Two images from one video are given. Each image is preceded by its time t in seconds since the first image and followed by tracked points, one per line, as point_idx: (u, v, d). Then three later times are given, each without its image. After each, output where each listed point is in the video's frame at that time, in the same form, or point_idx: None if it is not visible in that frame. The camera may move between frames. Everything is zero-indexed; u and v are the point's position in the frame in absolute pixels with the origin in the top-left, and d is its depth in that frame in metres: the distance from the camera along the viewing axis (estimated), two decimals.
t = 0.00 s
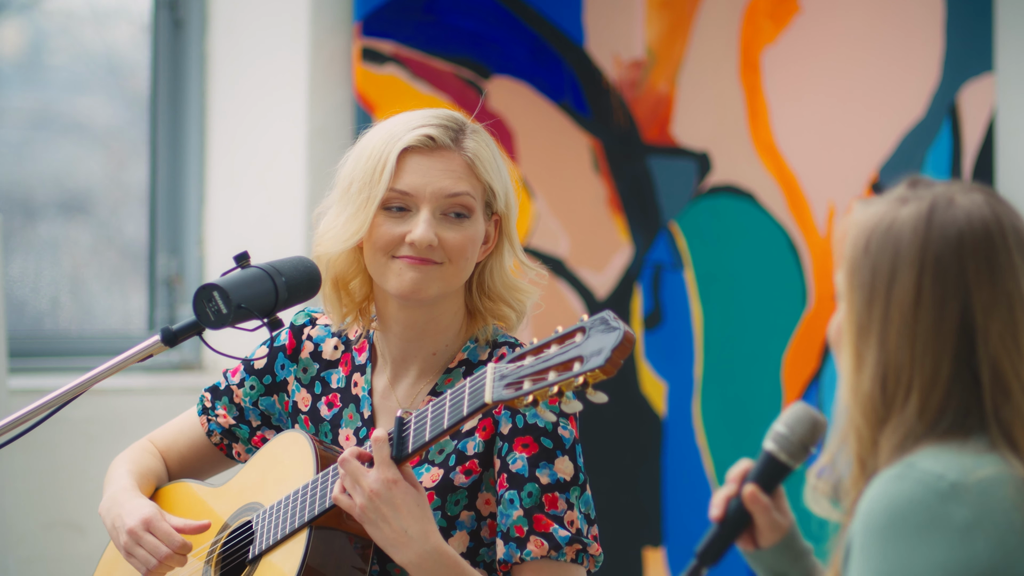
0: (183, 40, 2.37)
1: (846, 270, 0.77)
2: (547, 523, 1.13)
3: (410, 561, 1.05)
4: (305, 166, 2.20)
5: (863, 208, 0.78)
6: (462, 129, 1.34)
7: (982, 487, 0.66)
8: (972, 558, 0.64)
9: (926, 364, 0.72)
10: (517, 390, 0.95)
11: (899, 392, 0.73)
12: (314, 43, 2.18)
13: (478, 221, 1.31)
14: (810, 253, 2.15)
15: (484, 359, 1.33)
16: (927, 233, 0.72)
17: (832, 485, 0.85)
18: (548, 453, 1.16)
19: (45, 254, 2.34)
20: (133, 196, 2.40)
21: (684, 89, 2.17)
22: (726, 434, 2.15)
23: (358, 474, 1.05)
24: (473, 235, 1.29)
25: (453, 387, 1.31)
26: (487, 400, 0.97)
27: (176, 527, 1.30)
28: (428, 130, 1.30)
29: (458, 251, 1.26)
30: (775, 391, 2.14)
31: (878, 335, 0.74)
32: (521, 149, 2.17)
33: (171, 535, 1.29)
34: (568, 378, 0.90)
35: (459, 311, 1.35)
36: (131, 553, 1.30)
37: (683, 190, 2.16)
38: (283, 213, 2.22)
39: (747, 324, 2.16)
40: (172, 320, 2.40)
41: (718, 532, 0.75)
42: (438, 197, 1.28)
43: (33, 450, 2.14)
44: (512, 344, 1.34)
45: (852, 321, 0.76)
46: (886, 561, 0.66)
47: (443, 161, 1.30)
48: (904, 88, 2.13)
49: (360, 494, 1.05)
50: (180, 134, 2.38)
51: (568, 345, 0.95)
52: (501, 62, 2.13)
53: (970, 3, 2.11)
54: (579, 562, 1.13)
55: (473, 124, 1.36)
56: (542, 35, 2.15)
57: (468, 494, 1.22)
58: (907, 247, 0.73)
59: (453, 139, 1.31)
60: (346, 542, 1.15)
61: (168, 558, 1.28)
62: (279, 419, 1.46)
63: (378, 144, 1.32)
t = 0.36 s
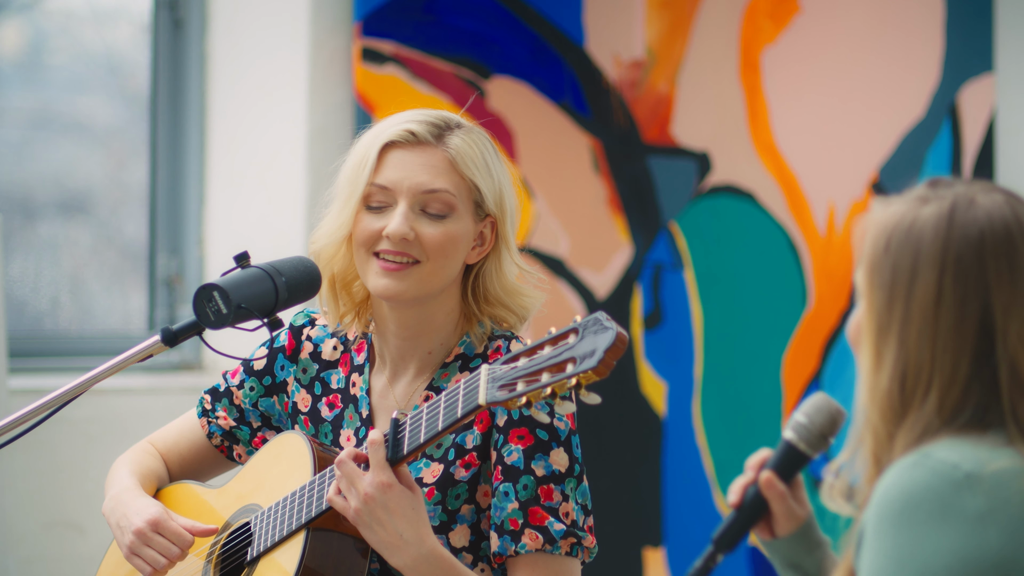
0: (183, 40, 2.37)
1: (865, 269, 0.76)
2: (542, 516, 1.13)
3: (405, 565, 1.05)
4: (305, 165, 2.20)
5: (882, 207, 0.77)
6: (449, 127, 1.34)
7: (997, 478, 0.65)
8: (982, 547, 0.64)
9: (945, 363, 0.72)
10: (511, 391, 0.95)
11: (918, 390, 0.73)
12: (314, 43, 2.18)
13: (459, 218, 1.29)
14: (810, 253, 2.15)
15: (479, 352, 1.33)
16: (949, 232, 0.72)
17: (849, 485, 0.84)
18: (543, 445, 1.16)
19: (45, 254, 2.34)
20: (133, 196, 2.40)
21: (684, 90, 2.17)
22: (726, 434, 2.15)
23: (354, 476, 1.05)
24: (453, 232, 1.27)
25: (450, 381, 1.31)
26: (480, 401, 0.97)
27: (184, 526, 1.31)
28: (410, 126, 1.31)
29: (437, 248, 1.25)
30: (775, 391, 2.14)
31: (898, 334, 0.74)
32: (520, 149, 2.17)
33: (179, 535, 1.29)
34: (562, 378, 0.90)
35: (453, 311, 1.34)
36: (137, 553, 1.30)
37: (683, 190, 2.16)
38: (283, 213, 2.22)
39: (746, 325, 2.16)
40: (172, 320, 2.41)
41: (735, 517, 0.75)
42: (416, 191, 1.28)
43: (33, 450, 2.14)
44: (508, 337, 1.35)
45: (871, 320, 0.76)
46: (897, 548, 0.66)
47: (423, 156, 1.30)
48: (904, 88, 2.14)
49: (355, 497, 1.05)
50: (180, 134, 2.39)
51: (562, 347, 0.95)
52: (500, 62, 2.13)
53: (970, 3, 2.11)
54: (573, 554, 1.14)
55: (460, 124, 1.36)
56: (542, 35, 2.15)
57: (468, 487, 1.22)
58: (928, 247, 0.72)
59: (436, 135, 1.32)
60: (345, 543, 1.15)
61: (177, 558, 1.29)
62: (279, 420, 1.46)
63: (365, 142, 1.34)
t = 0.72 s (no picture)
0: (183, 40, 2.37)
1: (899, 258, 0.74)
2: (544, 503, 1.14)
3: (408, 564, 1.05)
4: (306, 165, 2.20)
5: (897, 207, 0.78)
6: (438, 127, 1.34)
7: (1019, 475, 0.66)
8: (1000, 543, 0.65)
9: (990, 345, 0.71)
10: (509, 392, 0.95)
11: (961, 371, 0.71)
12: (314, 43, 2.18)
13: (432, 216, 1.28)
14: (811, 252, 2.15)
15: (477, 343, 1.33)
16: (989, 219, 0.72)
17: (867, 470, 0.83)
18: (542, 429, 1.17)
19: (45, 254, 2.34)
20: (133, 196, 2.40)
21: (683, 90, 2.17)
22: (725, 432, 2.15)
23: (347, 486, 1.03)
24: (426, 229, 1.26)
25: (449, 374, 1.31)
26: (478, 403, 0.96)
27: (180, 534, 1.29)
28: (396, 123, 1.33)
29: (407, 245, 1.25)
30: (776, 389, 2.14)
31: (945, 316, 0.71)
32: (520, 149, 2.17)
33: (173, 539, 1.28)
34: (560, 378, 0.90)
35: (444, 309, 1.34)
36: (131, 555, 1.29)
37: (683, 190, 2.16)
38: (283, 213, 2.22)
39: (747, 323, 2.16)
40: (172, 320, 2.41)
41: (726, 491, 0.74)
42: (389, 187, 1.28)
43: (33, 450, 2.14)
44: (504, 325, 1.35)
45: (907, 307, 0.73)
46: (914, 544, 0.66)
47: (404, 152, 1.31)
48: (904, 87, 2.14)
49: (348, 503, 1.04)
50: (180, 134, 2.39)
51: (560, 345, 0.95)
52: (500, 62, 2.13)
53: (970, 3, 2.11)
54: (575, 538, 1.14)
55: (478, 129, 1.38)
56: (542, 35, 2.15)
57: (468, 476, 1.22)
58: (970, 233, 0.72)
59: (421, 134, 1.32)
60: (344, 542, 1.16)
61: (169, 561, 1.27)
62: (282, 417, 1.46)
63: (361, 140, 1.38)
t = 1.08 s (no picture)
0: (183, 41, 2.38)
1: (876, 259, 0.75)
2: (547, 502, 1.14)
3: (411, 562, 1.04)
4: (305, 165, 2.19)
5: (887, 205, 0.78)
6: (453, 132, 1.34)
7: (1008, 482, 0.66)
8: (990, 551, 0.64)
9: (958, 347, 0.72)
10: (507, 390, 0.95)
11: (929, 371, 0.73)
12: (314, 43, 2.18)
13: (450, 223, 1.28)
14: (810, 253, 2.15)
15: (479, 343, 1.33)
16: (965, 221, 0.72)
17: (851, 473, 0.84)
18: (544, 429, 1.16)
19: (44, 254, 2.33)
20: (133, 196, 2.40)
21: (684, 90, 2.17)
22: (726, 432, 2.15)
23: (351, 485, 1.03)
24: (446, 236, 1.27)
25: (451, 375, 1.31)
26: (476, 401, 0.97)
27: (182, 526, 1.31)
28: (412, 128, 1.32)
29: (426, 252, 1.25)
30: (775, 388, 2.15)
31: (911, 318, 0.73)
32: (521, 149, 2.17)
33: (177, 534, 1.29)
34: (557, 377, 0.90)
35: (449, 310, 1.33)
36: (135, 550, 1.30)
37: (683, 190, 2.16)
38: (283, 213, 2.22)
39: (747, 323, 2.16)
40: (172, 320, 2.41)
41: (723, 489, 0.75)
42: (408, 194, 1.28)
43: (33, 451, 2.13)
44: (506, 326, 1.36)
45: (881, 307, 0.75)
46: (904, 551, 0.66)
47: (422, 158, 1.30)
48: (904, 87, 2.14)
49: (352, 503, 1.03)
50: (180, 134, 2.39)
51: (557, 345, 0.95)
52: (500, 62, 2.13)
53: (970, 3, 2.11)
54: (581, 537, 1.14)
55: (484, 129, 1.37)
56: (542, 35, 2.15)
57: (469, 476, 1.22)
58: (943, 235, 0.73)
59: (437, 140, 1.31)
60: (344, 540, 1.16)
61: (174, 556, 1.28)
62: (283, 416, 1.46)
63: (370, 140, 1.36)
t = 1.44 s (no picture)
0: (183, 41, 2.38)
1: (881, 255, 0.75)
2: (550, 514, 1.14)
3: (424, 559, 1.05)
4: (305, 165, 2.19)
5: (891, 202, 0.78)
6: (464, 134, 1.34)
7: (1008, 485, 0.66)
8: (991, 555, 0.64)
9: (961, 347, 0.72)
10: (513, 395, 0.95)
11: (932, 371, 0.73)
12: (314, 43, 2.18)
13: (455, 224, 1.28)
14: (811, 253, 2.15)
15: (491, 350, 1.33)
16: (970, 221, 0.72)
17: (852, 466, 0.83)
18: (552, 440, 1.17)
19: (44, 254, 2.33)
20: (133, 196, 2.40)
21: (684, 90, 2.17)
22: (726, 432, 2.15)
23: (370, 483, 1.02)
24: (450, 237, 1.26)
25: (460, 380, 1.31)
26: (481, 404, 0.96)
27: (183, 531, 1.31)
28: (421, 128, 1.32)
29: (429, 252, 1.25)
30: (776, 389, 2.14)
31: (915, 316, 0.73)
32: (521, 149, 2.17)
33: (178, 538, 1.29)
34: (563, 383, 0.90)
35: (458, 314, 1.33)
36: (137, 553, 1.30)
37: (683, 190, 2.16)
38: (283, 213, 2.22)
39: (747, 323, 2.16)
40: (172, 320, 2.41)
41: (717, 488, 0.75)
42: (415, 193, 1.28)
43: (33, 450, 2.13)
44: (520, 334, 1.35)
45: (884, 302, 0.75)
46: (904, 556, 0.66)
47: (432, 159, 1.30)
48: (904, 88, 2.14)
49: (372, 501, 1.02)
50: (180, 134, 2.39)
51: (563, 349, 0.95)
52: (500, 62, 2.13)
53: (970, 3, 2.11)
54: (580, 550, 1.15)
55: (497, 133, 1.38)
56: (542, 35, 2.15)
57: (477, 483, 1.22)
58: (950, 234, 0.73)
59: (447, 141, 1.32)
60: (350, 540, 1.16)
61: (174, 561, 1.28)
62: (290, 413, 1.46)
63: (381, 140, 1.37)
